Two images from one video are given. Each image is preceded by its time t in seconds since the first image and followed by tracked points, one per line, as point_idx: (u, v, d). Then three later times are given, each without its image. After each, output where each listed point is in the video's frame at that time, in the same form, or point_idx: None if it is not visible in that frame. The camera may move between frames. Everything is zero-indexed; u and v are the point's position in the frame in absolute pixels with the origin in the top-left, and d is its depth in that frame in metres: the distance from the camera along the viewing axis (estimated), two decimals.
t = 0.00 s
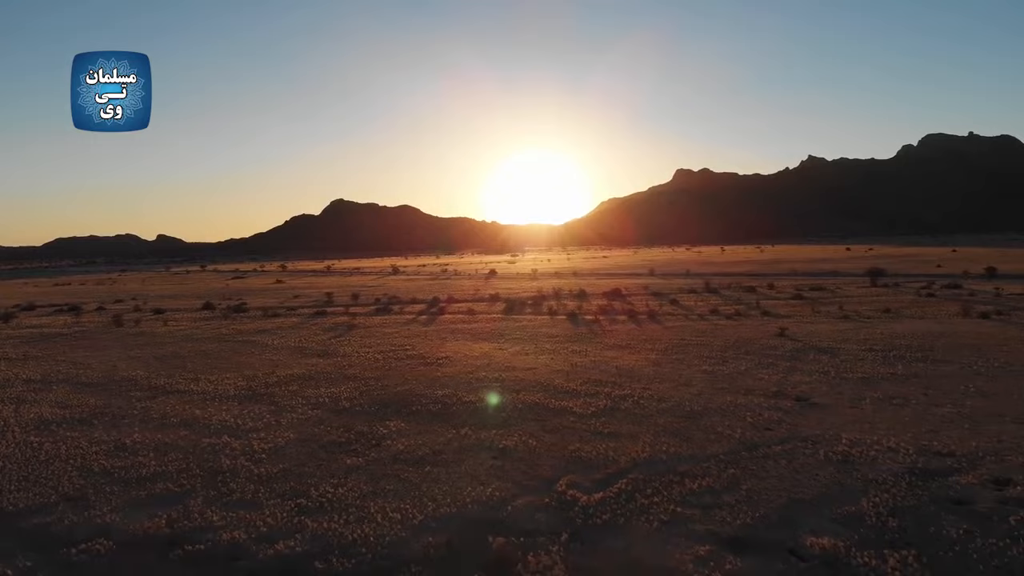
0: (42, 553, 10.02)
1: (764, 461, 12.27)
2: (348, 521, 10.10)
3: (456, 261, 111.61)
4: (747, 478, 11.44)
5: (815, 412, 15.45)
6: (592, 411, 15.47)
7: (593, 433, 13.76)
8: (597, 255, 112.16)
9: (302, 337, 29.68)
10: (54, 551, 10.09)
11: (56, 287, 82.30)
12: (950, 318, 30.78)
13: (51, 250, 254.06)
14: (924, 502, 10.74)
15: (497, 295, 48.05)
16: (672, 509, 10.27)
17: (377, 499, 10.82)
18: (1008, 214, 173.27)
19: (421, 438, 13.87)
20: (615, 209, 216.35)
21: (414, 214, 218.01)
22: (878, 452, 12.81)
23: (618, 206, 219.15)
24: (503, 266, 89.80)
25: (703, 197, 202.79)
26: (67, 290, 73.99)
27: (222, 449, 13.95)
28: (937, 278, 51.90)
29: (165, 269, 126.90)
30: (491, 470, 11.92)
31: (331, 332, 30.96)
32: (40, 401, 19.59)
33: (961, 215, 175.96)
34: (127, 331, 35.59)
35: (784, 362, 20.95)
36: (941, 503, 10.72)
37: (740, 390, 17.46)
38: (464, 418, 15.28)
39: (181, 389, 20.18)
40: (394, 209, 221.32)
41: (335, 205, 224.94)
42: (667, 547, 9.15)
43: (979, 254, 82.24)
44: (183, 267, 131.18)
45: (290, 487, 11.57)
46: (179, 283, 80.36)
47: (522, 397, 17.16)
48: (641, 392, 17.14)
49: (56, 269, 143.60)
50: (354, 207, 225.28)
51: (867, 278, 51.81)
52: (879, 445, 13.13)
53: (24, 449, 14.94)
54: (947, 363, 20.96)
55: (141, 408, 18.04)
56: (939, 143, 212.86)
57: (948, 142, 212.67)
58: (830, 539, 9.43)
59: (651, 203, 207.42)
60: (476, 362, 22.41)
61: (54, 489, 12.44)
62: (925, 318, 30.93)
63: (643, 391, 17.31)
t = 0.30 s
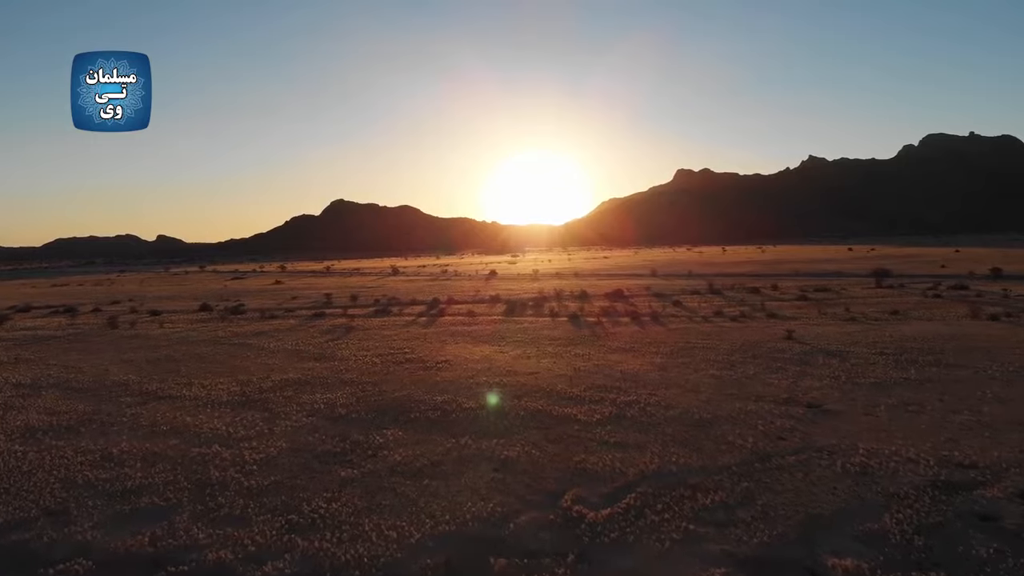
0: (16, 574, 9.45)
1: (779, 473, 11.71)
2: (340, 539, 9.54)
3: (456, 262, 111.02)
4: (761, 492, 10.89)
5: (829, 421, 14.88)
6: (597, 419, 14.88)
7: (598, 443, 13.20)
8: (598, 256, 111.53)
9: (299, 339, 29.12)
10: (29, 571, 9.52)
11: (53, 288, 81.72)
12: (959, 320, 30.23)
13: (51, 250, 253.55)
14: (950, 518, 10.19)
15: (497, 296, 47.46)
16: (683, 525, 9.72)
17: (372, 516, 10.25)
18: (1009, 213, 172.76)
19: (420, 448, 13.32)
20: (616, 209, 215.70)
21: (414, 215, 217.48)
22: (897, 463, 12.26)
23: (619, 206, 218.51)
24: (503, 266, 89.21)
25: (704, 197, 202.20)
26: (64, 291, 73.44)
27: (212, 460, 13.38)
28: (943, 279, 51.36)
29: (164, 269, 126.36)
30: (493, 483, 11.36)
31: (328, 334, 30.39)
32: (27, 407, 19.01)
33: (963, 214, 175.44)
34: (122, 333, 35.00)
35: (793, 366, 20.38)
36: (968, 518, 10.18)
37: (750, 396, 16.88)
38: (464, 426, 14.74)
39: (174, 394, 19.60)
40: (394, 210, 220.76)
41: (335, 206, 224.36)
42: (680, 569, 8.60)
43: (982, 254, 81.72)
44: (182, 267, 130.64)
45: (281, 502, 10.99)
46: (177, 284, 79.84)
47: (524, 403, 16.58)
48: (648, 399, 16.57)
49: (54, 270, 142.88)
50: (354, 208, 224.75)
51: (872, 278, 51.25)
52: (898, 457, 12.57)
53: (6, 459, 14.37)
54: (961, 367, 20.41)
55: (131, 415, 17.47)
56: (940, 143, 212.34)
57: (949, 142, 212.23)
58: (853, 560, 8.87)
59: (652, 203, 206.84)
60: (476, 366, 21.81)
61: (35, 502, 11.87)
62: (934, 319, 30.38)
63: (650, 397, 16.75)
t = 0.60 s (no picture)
0: None
1: (798, 489, 11.07)
2: (329, 565, 8.86)
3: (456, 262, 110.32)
4: (781, 511, 10.21)
5: (847, 431, 14.20)
6: (603, 428, 14.17)
7: (606, 456, 12.52)
8: (600, 256, 110.92)
9: (295, 343, 28.42)
10: None
11: (50, 289, 80.90)
12: (971, 323, 29.50)
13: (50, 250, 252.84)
14: (984, 540, 9.52)
15: (498, 297, 46.74)
16: (699, 549, 9.05)
17: (365, 538, 9.58)
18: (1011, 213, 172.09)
19: (417, 460, 12.63)
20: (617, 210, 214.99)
21: (414, 215, 216.82)
22: (922, 479, 11.58)
23: (619, 206, 217.74)
24: (504, 267, 88.47)
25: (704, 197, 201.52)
26: (60, 292, 72.74)
27: (197, 474, 12.70)
28: (950, 280, 50.66)
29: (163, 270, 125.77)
30: (494, 501, 10.67)
31: (325, 337, 29.69)
32: (11, 415, 18.31)
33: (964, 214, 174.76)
34: (115, 336, 34.29)
35: (805, 372, 19.69)
36: (1003, 540, 9.50)
37: (762, 404, 16.20)
38: (464, 436, 14.05)
39: (163, 402, 18.90)
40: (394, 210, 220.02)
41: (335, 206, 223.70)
42: None
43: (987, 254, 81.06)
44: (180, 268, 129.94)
45: (268, 522, 10.30)
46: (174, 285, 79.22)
47: (527, 410, 15.89)
48: (656, 406, 15.86)
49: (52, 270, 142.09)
50: (354, 208, 223.94)
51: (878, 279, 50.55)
52: (922, 471, 11.93)
53: None
54: (978, 372, 19.73)
55: (117, 424, 16.77)
56: (941, 143, 211.60)
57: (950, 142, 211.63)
58: None
59: (653, 203, 206.15)
60: (477, 371, 21.07)
61: (8, 520, 11.18)
62: (945, 322, 29.70)
63: (657, 405, 16.07)
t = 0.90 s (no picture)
0: None
1: (817, 507, 10.49)
2: None
3: (456, 262, 109.65)
4: (800, 531, 9.63)
5: (864, 442, 13.60)
6: (609, 438, 13.55)
7: (612, 468, 11.92)
8: (601, 256, 110.29)
9: (291, 345, 27.80)
10: None
11: (46, 289, 80.14)
12: (982, 325, 28.86)
13: (49, 250, 252.18)
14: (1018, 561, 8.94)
15: (498, 299, 46.04)
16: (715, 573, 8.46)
17: (358, 561, 8.99)
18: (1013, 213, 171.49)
19: (415, 473, 12.04)
20: (617, 209, 214.23)
21: (413, 215, 216.13)
22: (947, 494, 11.00)
23: (620, 206, 217.03)
24: (504, 267, 87.79)
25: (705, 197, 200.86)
26: (57, 293, 72.04)
27: (183, 489, 12.08)
28: (956, 280, 50.04)
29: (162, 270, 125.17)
30: (495, 518, 10.09)
31: (322, 340, 29.04)
32: None
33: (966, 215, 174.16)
34: (108, 338, 33.64)
35: (815, 377, 19.06)
36: None
37: (773, 412, 15.59)
38: (463, 447, 13.44)
39: (152, 409, 18.28)
40: (394, 210, 219.31)
41: (334, 206, 223.08)
42: None
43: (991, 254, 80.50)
44: (179, 268, 129.33)
45: (254, 542, 9.71)
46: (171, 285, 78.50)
47: (529, 418, 15.27)
48: (663, 414, 15.24)
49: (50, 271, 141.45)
50: (353, 208, 223.20)
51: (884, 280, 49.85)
52: (946, 486, 11.34)
53: None
54: (995, 377, 19.12)
55: (103, 433, 16.13)
56: (941, 143, 211.18)
57: (951, 142, 211.02)
58: None
59: (653, 202, 205.50)
60: (476, 376, 20.43)
61: None
62: (955, 325, 29.04)
63: (664, 412, 15.47)
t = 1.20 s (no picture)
0: None
1: (841, 528, 9.78)
2: None
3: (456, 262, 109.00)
4: (825, 556, 8.93)
5: (884, 455, 12.88)
6: (616, 450, 12.82)
7: (620, 484, 11.23)
8: (602, 257, 109.65)
9: (286, 349, 27.08)
10: None
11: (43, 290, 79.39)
12: (995, 327, 28.13)
13: (49, 250, 251.83)
14: None
15: (498, 300, 45.32)
16: None
17: None
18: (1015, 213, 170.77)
19: (410, 488, 11.33)
20: (618, 209, 213.52)
21: (413, 215, 215.44)
22: (977, 513, 10.30)
23: (620, 206, 216.29)
24: (504, 268, 87.09)
25: (706, 197, 200.18)
26: (53, 294, 71.32)
27: (164, 506, 11.37)
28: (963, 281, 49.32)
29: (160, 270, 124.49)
30: (496, 540, 9.39)
31: (318, 343, 28.31)
32: None
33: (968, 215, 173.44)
34: (99, 341, 32.90)
35: (828, 384, 18.31)
36: None
37: (787, 422, 14.87)
38: (462, 459, 12.72)
39: (138, 417, 17.57)
40: (393, 210, 218.53)
41: (334, 206, 222.42)
42: None
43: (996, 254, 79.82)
44: (179, 269, 128.61)
45: (235, 568, 9.01)
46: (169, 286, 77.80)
47: (531, 427, 14.53)
48: (672, 423, 14.52)
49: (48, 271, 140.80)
50: (353, 208, 222.39)
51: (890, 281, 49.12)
52: (977, 503, 10.63)
53: None
54: (1015, 383, 18.40)
55: (85, 443, 15.43)
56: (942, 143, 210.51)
57: (952, 142, 210.32)
58: None
59: (654, 202, 204.77)
60: (475, 381, 19.69)
61: None
62: (967, 327, 28.31)
63: (673, 421, 14.76)
